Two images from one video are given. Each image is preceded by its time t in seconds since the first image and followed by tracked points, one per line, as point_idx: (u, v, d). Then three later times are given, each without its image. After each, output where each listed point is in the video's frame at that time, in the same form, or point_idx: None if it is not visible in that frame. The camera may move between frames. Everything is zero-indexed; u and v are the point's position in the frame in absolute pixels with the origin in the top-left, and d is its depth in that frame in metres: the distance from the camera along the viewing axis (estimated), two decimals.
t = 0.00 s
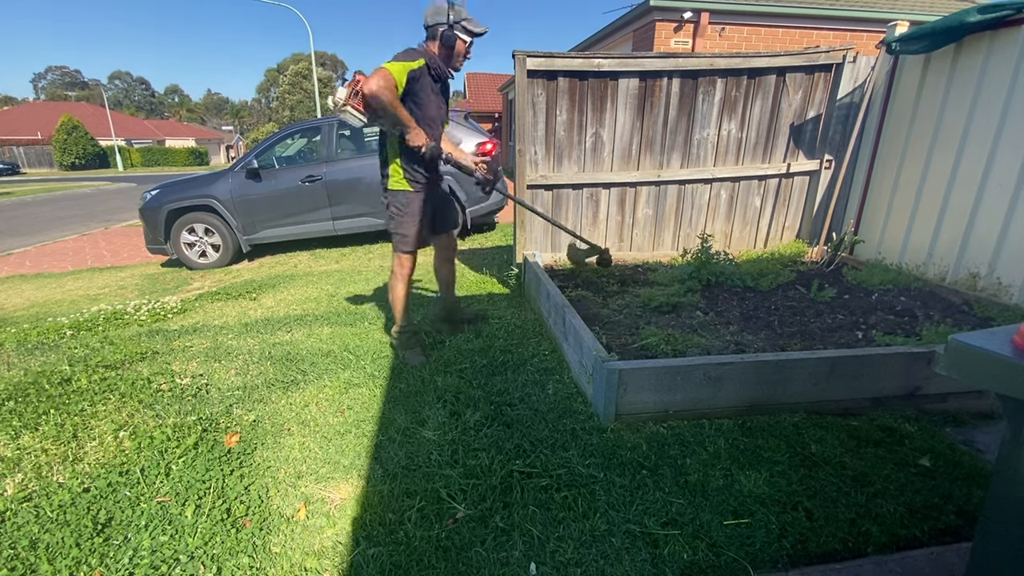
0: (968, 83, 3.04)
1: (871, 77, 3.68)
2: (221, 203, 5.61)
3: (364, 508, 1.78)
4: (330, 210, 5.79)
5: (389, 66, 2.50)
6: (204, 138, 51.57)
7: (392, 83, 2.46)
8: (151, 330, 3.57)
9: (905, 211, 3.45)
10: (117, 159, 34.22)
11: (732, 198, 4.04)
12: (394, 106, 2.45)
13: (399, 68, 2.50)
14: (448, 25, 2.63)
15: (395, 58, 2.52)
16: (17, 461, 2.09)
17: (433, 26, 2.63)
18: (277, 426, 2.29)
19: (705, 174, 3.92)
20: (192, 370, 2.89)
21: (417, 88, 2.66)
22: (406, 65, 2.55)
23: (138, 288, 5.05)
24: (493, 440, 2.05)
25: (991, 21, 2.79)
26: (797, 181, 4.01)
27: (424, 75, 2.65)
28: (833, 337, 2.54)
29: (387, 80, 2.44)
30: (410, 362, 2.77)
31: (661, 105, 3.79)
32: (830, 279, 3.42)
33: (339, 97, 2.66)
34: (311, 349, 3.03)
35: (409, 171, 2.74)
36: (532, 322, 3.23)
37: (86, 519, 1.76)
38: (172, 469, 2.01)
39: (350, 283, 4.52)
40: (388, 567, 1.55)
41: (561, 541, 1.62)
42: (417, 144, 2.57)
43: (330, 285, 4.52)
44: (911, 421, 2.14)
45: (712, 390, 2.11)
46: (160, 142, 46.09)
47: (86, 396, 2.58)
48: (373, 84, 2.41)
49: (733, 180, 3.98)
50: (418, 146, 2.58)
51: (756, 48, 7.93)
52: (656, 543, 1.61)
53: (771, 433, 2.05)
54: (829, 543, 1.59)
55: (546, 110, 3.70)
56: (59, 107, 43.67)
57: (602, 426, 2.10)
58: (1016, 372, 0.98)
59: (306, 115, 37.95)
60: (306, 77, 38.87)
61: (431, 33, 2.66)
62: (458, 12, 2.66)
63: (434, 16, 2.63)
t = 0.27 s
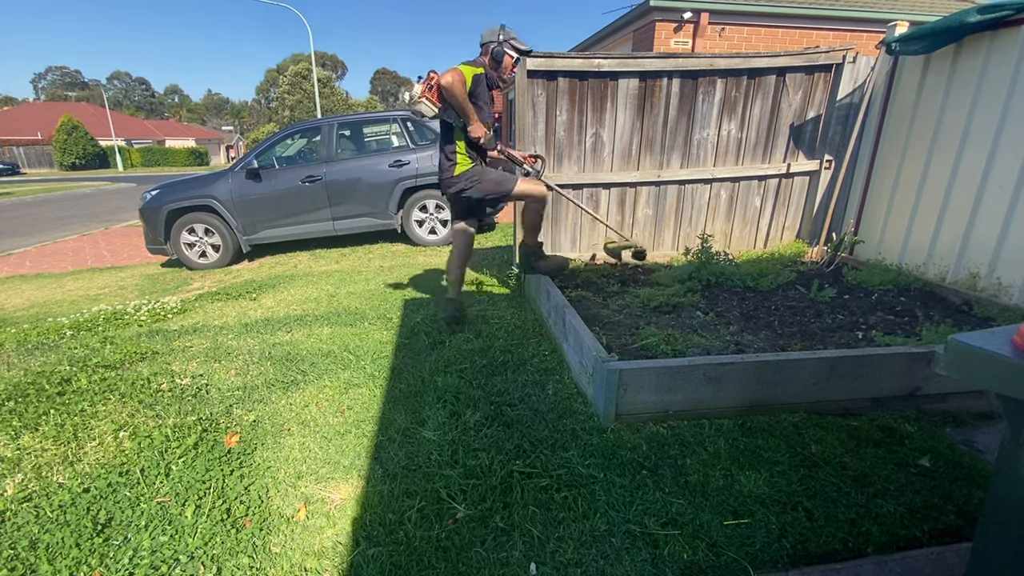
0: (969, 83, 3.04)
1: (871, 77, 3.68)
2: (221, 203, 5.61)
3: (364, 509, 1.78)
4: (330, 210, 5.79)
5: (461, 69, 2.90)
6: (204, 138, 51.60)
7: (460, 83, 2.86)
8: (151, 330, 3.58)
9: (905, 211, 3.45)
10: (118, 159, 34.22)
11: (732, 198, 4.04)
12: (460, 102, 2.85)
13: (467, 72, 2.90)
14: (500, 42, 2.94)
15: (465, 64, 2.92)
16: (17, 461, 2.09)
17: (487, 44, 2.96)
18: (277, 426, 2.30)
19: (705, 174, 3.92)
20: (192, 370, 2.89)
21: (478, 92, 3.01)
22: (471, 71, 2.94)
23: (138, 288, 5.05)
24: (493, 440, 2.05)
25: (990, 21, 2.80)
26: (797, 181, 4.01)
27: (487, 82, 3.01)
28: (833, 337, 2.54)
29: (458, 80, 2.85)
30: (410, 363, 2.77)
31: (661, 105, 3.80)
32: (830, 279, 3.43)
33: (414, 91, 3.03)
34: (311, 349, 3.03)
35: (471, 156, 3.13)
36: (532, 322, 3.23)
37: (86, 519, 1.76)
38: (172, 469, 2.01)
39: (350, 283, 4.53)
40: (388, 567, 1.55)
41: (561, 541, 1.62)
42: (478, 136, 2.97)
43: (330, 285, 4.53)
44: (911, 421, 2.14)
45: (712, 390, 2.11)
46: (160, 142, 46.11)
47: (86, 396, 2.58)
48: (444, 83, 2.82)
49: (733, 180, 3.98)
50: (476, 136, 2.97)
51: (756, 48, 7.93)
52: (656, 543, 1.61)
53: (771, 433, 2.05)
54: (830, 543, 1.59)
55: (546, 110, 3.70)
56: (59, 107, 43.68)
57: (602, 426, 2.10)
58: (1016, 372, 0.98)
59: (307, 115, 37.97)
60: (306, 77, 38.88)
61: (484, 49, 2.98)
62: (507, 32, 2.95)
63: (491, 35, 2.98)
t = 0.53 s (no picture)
0: (968, 83, 3.04)
1: (871, 77, 3.69)
2: (222, 203, 5.61)
3: (364, 509, 1.79)
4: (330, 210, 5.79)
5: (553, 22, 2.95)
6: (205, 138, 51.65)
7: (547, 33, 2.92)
8: (151, 330, 3.58)
9: (905, 211, 3.45)
10: (118, 159, 34.24)
11: (732, 198, 4.04)
12: (540, 57, 2.90)
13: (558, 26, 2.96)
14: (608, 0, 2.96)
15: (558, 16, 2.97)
16: (17, 461, 2.09)
17: None
18: (277, 426, 2.30)
19: (705, 175, 3.92)
20: (193, 370, 2.89)
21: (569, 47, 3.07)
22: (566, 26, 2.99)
23: (138, 288, 5.05)
24: (493, 440, 2.05)
25: (991, 21, 2.80)
26: (796, 182, 4.01)
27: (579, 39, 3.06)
28: (833, 338, 2.55)
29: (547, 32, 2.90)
30: (410, 363, 2.77)
31: (661, 105, 3.80)
32: (829, 279, 3.43)
33: (494, 35, 2.92)
34: (311, 349, 3.04)
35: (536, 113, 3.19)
36: (532, 323, 3.23)
37: (86, 519, 1.76)
38: (172, 469, 2.01)
39: (350, 283, 4.53)
40: (388, 567, 1.55)
41: (561, 541, 1.62)
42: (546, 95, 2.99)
43: (330, 285, 4.53)
44: (911, 421, 2.14)
45: (712, 391, 2.11)
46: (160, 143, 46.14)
47: (86, 396, 2.58)
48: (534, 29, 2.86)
49: (733, 180, 3.98)
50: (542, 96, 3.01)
51: (756, 48, 7.92)
52: (656, 543, 1.61)
53: (771, 433, 2.05)
54: (830, 543, 1.59)
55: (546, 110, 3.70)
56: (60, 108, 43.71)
57: (602, 426, 2.10)
58: (1017, 372, 0.98)
59: (307, 115, 38.05)
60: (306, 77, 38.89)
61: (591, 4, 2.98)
62: None
63: None
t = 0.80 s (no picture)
0: (969, 83, 3.04)
1: (871, 77, 3.69)
2: (221, 203, 5.61)
3: (364, 509, 1.78)
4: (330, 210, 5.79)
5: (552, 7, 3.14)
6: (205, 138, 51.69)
7: (539, 14, 3.11)
8: (151, 330, 3.58)
9: (905, 211, 3.45)
10: (118, 159, 34.23)
11: (732, 199, 4.04)
12: (519, 28, 3.07)
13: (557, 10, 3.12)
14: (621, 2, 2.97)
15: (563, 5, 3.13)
16: (17, 461, 2.09)
17: None
18: (277, 426, 2.30)
19: (705, 175, 3.92)
20: (193, 370, 2.89)
21: (574, 35, 3.15)
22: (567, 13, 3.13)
23: (138, 288, 5.05)
24: (493, 440, 2.05)
25: (991, 21, 2.79)
26: (797, 182, 4.01)
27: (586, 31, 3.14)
28: (833, 338, 2.55)
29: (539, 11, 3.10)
30: (410, 363, 2.77)
31: (661, 105, 3.80)
32: (830, 279, 3.43)
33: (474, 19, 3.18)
34: (311, 349, 3.04)
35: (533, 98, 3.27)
36: (532, 323, 3.23)
37: (86, 519, 1.76)
38: (172, 469, 2.01)
39: (350, 283, 4.53)
40: (388, 567, 1.55)
41: (561, 541, 1.62)
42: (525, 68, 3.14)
43: (330, 285, 4.53)
44: (911, 421, 2.14)
45: (712, 390, 2.11)
46: (160, 143, 46.15)
47: (86, 396, 2.58)
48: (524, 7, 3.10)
49: (733, 180, 3.98)
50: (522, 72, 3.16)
51: (756, 48, 7.92)
52: (656, 543, 1.61)
53: (771, 433, 2.05)
54: (830, 543, 1.59)
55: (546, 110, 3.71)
56: (60, 108, 43.72)
57: (602, 426, 2.10)
58: (1016, 372, 0.97)
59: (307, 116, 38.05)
60: (306, 77, 38.89)
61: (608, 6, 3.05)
62: None
63: None
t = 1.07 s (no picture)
0: (969, 83, 3.04)
1: (871, 77, 3.69)
2: (221, 203, 5.61)
3: (364, 509, 1.78)
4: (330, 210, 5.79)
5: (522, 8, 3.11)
6: (205, 138, 51.69)
7: (510, 16, 3.10)
8: (151, 330, 3.58)
9: (905, 211, 3.45)
10: (118, 159, 34.22)
11: (732, 198, 4.04)
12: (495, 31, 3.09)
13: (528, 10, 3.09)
14: None
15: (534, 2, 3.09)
16: (17, 461, 2.09)
17: None
18: (277, 426, 2.30)
19: (704, 174, 3.92)
20: (193, 370, 2.89)
21: (550, 29, 3.14)
22: (538, 10, 3.10)
23: (138, 288, 5.05)
24: (493, 440, 2.05)
25: (991, 21, 2.79)
26: (797, 182, 4.01)
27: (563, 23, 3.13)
28: (833, 338, 2.55)
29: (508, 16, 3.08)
30: (410, 363, 2.77)
31: (661, 105, 3.80)
32: (830, 279, 3.43)
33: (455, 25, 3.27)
34: (311, 349, 3.04)
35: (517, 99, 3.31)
36: (532, 322, 3.23)
37: (86, 519, 1.76)
38: (172, 469, 2.01)
39: (350, 283, 4.53)
40: (388, 567, 1.55)
41: (561, 541, 1.62)
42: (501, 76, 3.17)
43: (330, 285, 4.53)
44: (910, 421, 2.14)
45: (713, 390, 2.11)
46: (160, 142, 46.14)
47: (86, 396, 2.58)
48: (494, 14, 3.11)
49: (733, 180, 3.98)
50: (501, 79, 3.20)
51: (756, 48, 7.92)
52: (656, 543, 1.61)
53: (771, 433, 2.05)
54: (830, 543, 1.59)
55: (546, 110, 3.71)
56: (60, 108, 43.71)
57: (602, 426, 2.10)
58: (1016, 372, 0.97)
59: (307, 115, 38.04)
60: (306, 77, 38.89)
61: None
62: None
63: None
